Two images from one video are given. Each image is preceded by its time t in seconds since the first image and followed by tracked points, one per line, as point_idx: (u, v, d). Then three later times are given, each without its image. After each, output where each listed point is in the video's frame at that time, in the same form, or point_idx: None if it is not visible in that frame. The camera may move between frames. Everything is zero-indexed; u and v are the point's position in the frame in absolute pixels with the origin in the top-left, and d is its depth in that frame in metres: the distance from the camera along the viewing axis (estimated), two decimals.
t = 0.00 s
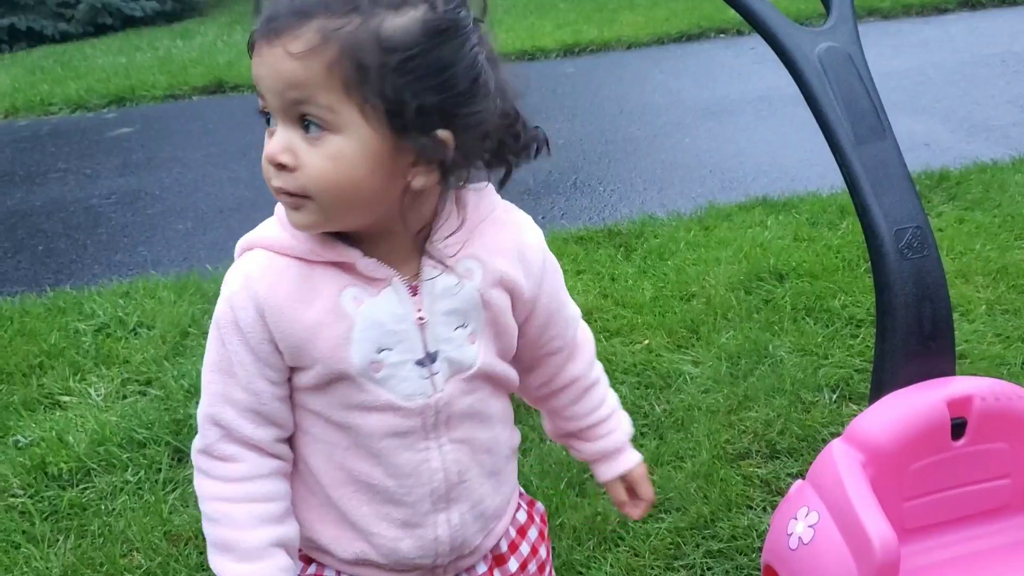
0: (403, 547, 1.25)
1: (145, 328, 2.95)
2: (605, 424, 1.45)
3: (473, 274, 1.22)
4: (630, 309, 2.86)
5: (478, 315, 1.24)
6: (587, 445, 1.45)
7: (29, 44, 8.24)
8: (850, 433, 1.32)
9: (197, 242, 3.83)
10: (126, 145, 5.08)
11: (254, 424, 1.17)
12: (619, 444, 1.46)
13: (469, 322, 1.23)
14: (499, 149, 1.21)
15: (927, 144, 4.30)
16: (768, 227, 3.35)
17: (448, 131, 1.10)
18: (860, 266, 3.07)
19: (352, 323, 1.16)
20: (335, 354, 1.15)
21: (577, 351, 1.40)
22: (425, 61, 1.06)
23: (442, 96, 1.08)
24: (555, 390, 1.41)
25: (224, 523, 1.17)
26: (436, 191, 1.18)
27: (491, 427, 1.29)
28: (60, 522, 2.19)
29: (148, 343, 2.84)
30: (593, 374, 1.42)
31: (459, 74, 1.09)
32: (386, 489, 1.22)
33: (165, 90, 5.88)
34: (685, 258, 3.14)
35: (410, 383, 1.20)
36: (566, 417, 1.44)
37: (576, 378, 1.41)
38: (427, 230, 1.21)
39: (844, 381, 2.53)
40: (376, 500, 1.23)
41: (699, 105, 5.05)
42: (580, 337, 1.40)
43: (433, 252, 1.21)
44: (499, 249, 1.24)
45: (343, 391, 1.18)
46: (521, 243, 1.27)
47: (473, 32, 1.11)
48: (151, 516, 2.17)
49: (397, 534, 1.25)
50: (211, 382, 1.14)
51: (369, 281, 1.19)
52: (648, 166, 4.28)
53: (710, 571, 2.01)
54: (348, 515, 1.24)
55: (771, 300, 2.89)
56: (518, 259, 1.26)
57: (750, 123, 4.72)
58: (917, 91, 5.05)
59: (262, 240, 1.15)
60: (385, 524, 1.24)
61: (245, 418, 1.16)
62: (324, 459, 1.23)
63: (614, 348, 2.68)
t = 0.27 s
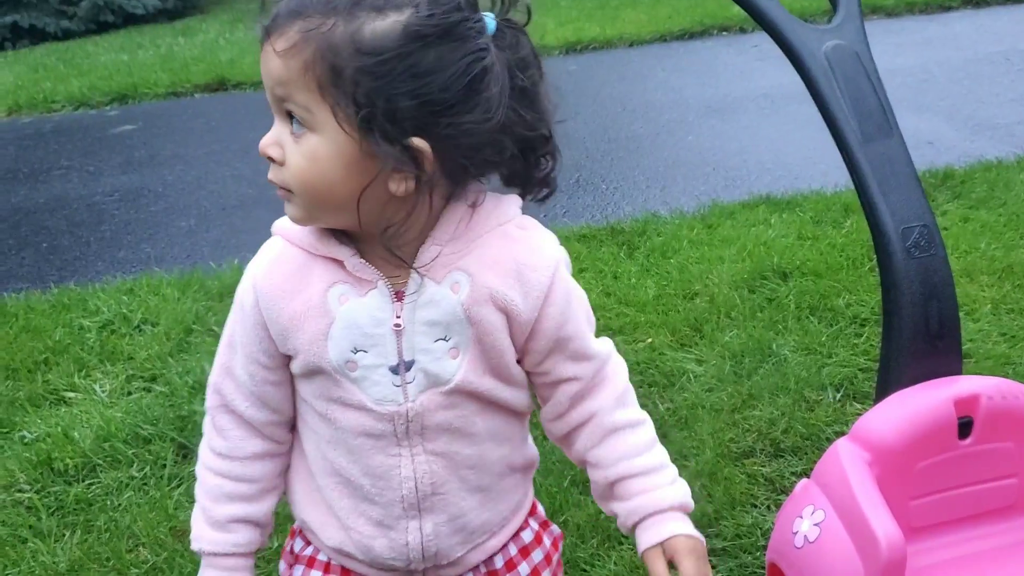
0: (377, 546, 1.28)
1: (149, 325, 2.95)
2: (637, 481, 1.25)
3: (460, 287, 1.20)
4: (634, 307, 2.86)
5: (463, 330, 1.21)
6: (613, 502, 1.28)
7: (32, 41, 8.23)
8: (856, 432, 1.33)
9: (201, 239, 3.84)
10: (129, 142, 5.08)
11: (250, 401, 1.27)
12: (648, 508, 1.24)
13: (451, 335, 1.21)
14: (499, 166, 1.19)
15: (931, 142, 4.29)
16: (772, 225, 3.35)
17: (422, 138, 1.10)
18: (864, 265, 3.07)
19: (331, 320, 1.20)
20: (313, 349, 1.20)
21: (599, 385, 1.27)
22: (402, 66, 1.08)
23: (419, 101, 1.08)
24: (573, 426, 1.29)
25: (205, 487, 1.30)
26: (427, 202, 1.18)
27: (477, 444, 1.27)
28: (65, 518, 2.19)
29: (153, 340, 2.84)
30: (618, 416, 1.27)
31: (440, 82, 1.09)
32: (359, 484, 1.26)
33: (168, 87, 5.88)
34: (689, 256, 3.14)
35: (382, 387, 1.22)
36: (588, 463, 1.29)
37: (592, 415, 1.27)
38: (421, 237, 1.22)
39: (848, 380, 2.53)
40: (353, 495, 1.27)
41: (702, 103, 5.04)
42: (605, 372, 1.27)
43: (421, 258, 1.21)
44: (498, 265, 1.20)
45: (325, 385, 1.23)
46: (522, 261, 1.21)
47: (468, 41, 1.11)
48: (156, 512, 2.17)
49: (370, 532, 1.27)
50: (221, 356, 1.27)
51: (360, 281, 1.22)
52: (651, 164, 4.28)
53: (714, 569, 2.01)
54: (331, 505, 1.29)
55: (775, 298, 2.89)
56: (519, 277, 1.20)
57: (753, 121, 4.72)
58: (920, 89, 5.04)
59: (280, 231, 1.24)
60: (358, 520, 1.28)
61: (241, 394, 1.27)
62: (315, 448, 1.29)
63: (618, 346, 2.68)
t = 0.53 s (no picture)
0: (380, 534, 1.29)
1: (152, 321, 2.95)
2: (631, 499, 1.23)
3: (472, 283, 1.20)
4: (638, 305, 2.86)
5: (472, 326, 1.20)
6: (601, 516, 1.27)
7: (34, 37, 8.23)
8: (861, 431, 1.33)
9: (204, 236, 3.84)
10: (132, 138, 5.08)
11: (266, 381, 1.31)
12: (635, 527, 1.22)
13: (461, 330, 1.21)
14: (510, 158, 1.18)
15: (935, 143, 4.29)
16: (775, 225, 3.35)
17: (435, 130, 1.10)
18: (868, 265, 3.07)
19: (345, 307, 1.22)
20: (326, 334, 1.23)
21: (610, 398, 1.24)
22: (414, 57, 1.08)
23: (430, 93, 1.09)
24: (575, 434, 1.27)
25: (220, 454, 1.37)
26: (440, 193, 1.17)
27: (483, 440, 1.26)
28: (69, 513, 2.20)
29: (156, 336, 2.84)
30: (621, 432, 1.24)
31: (451, 74, 1.09)
32: (365, 470, 1.28)
33: (171, 84, 5.88)
34: (693, 255, 3.14)
35: (389, 376, 1.22)
36: (585, 473, 1.27)
37: (594, 426, 1.25)
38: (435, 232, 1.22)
39: (852, 379, 2.53)
40: (359, 480, 1.29)
41: (706, 103, 5.04)
42: (619, 387, 1.25)
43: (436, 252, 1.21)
44: (512, 265, 1.20)
45: (336, 370, 1.25)
46: (538, 264, 1.19)
47: (482, 33, 1.11)
48: (159, 508, 2.17)
49: (375, 519, 1.29)
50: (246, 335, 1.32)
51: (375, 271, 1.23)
52: (654, 163, 4.28)
53: (717, 568, 2.01)
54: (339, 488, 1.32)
55: (779, 298, 2.89)
56: (534, 279, 1.19)
57: (757, 121, 4.71)
58: (924, 90, 5.04)
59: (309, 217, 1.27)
60: (364, 506, 1.29)
61: (258, 373, 1.31)
62: (328, 433, 1.31)
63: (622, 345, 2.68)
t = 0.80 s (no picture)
0: (402, 533, 1.28)
1: (151, 318, 2.95)
2: (639, 489, 1.31)
3: (499, 284, 1.21)
4: (637, 307, 2.86)
5: (500, 325, 1.21)
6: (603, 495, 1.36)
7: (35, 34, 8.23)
8: (861, 434, 1.33)
9: (203, 234, 3.83)
10: (132, 136, 5.08)
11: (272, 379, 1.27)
12: (640, 515, 1.31)
13: (488, 329, 1.21)
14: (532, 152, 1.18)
15: (934, 148, 4.29)
16: (775, 228, 3.35)
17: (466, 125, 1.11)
18: (867, 269, 3.07)
19: (370, 309, 1.20)
20: (349, 337, 1.20)
21: (626, 391, 1.30)
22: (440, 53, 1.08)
23: (457, 87, 1.09)
24: (588, 423, 1.33)
25: (217, 452, 1.32)
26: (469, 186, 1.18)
27: (505, 436, 1.28)
28: (66, 510, 2.19)
29: (155, 334, 2.84)
30: (636, 427, 1.31)
31: (475, 69, 1.09)
32: (388, 470, 1.26)
33: (172, 82, 5.88)
34: (692, 257, 3.14)
35: (418, 378, 1.21)
36: (595, 459, 1.34)
37: (608, 420, 1.31)
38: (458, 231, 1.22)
39: (850, 383, 2.53)
40: (378, 480, 1.27)
41: (706, 106, 5.05)
42: (634, 379, 1.30)
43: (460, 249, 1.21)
44: (539, 265, 1.21)
45: (357, 371, 1.23)
46: (563, 263, 1.22)
47: (504, 26, 1.10)
48: (156, 506, 2.17)
49: (396, 519, 1.27)
50: (249, 332, 1.27)
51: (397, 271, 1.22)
52: (654, 166, 4.28)
53: (715, 570, 2.01)
54: (353, 489, 1.29)
55: (778, 301, 2.89)
56: (557, 279, 1.21)
57: (757, 125, 4.71)
58: (924, 95, 5.05)
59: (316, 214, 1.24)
60: (384, 506, 1.27)
61: (262, 372, 1.27)
62: (340, 433, 1.29)
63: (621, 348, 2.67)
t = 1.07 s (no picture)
0: (415, 546, 1.26)
1: (154, 315, 2.95)
2: (638, 492, 1.33)
3: (512, 285, 1.23)
4: (640, 308, 2.86)
5: (513, 326, 1.23)
6: (602, 504, 1.38)
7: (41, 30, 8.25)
8: (861, 437, 1.33)
9: (207, 231, 3.84)
10: (137, 132, 5.09)
11: (262, 398, 1.22)
12: (644, 518, 1.33)
13: (501, 332, 1.23)
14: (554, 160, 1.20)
15: (939, 152, 4.29)
16: (779, 230, 3.35)
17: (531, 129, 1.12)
18: (870, 271, 3.07)
19: (384, 316, 1.18)
20: (362, 346, 1.18)
21: (619, 395, 1.34)
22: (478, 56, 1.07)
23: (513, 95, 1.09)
24: (584, 431, 1.35)
25: (197, 473, 1.26)
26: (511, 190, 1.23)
27: (515, 438, 1.28)
28: (66, 505, 2.20)
29: (158, 330, 2.84)
30: (631, 430, 1.34)
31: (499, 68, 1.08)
32: (401, 484, 1.23)
33: (177, 78, 5.89)
34: (695, 259, 3.14)
35: (433, 384, 1.21)
36: (591, 468, 1.36)
37: (605, 426, 1.34)
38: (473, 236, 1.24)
39: (852, 386, 2.53)
40: (387, 496, 1.24)
41: (711, 107, 5.04)
42: (624, 384, 1.34)
43: (479, 254, 1.22)
44: (548, 268, 1.24)
45: (366, 382, 1.20)
46: (568, 266, 1.26)
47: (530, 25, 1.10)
48: (157, 502, 2.17)
49: (409, 533, 1.25)
50: (234, 350, 1.22)
51: (407, 277, 1.21)
52: (658, 167, 4.27)
53: (715, 572, 2.01)
54: (359, 506, 1.26)
55: (781, 303, 2.89)
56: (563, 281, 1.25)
57: (762, 127, 4.71)
58: (930, 98, 5.04)
59: (311, 223, 1.20)
60: (395, 521, 1.25)
61: (252, 391, 1.21)
62: (344, 448, 1.25)
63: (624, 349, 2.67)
